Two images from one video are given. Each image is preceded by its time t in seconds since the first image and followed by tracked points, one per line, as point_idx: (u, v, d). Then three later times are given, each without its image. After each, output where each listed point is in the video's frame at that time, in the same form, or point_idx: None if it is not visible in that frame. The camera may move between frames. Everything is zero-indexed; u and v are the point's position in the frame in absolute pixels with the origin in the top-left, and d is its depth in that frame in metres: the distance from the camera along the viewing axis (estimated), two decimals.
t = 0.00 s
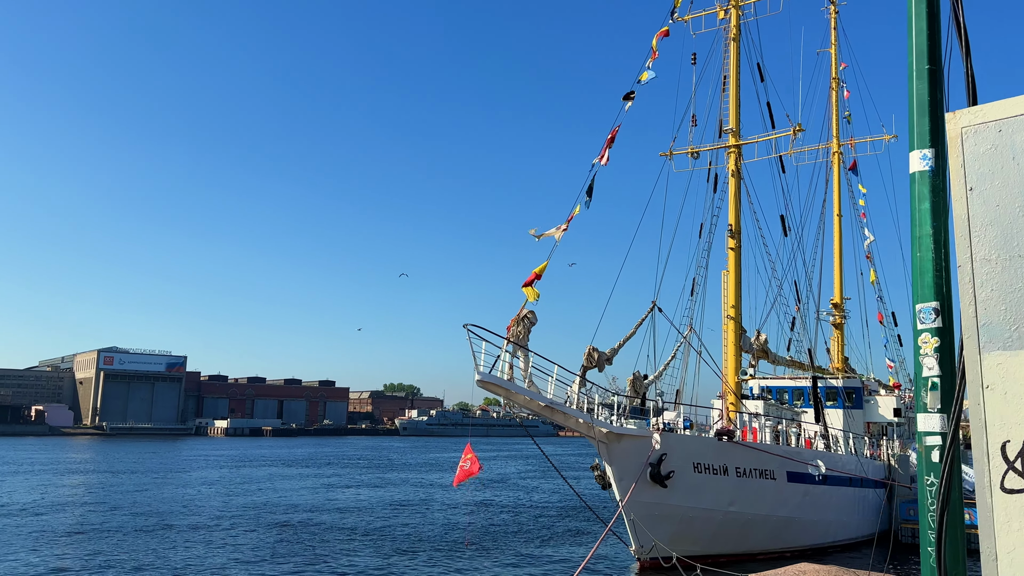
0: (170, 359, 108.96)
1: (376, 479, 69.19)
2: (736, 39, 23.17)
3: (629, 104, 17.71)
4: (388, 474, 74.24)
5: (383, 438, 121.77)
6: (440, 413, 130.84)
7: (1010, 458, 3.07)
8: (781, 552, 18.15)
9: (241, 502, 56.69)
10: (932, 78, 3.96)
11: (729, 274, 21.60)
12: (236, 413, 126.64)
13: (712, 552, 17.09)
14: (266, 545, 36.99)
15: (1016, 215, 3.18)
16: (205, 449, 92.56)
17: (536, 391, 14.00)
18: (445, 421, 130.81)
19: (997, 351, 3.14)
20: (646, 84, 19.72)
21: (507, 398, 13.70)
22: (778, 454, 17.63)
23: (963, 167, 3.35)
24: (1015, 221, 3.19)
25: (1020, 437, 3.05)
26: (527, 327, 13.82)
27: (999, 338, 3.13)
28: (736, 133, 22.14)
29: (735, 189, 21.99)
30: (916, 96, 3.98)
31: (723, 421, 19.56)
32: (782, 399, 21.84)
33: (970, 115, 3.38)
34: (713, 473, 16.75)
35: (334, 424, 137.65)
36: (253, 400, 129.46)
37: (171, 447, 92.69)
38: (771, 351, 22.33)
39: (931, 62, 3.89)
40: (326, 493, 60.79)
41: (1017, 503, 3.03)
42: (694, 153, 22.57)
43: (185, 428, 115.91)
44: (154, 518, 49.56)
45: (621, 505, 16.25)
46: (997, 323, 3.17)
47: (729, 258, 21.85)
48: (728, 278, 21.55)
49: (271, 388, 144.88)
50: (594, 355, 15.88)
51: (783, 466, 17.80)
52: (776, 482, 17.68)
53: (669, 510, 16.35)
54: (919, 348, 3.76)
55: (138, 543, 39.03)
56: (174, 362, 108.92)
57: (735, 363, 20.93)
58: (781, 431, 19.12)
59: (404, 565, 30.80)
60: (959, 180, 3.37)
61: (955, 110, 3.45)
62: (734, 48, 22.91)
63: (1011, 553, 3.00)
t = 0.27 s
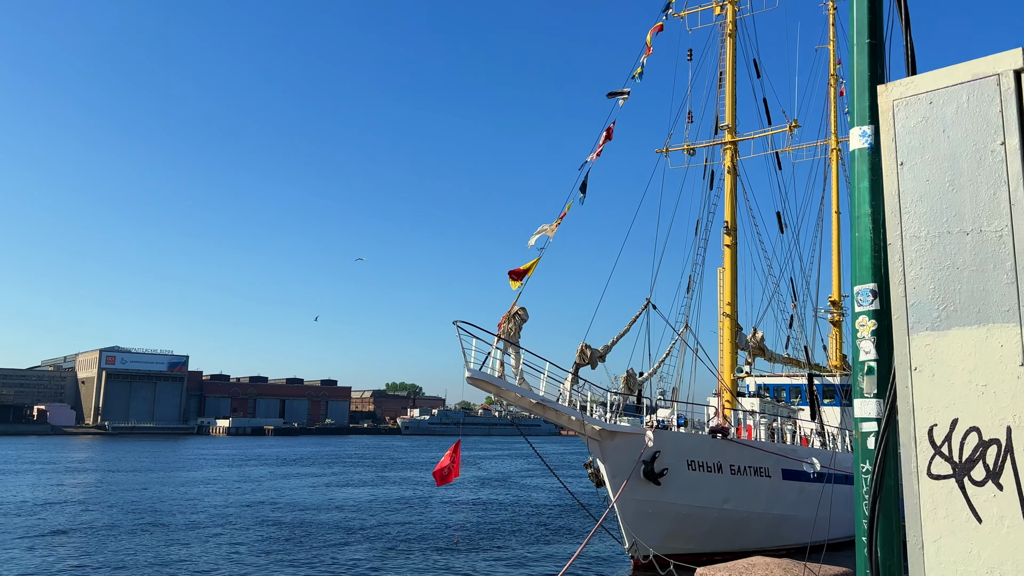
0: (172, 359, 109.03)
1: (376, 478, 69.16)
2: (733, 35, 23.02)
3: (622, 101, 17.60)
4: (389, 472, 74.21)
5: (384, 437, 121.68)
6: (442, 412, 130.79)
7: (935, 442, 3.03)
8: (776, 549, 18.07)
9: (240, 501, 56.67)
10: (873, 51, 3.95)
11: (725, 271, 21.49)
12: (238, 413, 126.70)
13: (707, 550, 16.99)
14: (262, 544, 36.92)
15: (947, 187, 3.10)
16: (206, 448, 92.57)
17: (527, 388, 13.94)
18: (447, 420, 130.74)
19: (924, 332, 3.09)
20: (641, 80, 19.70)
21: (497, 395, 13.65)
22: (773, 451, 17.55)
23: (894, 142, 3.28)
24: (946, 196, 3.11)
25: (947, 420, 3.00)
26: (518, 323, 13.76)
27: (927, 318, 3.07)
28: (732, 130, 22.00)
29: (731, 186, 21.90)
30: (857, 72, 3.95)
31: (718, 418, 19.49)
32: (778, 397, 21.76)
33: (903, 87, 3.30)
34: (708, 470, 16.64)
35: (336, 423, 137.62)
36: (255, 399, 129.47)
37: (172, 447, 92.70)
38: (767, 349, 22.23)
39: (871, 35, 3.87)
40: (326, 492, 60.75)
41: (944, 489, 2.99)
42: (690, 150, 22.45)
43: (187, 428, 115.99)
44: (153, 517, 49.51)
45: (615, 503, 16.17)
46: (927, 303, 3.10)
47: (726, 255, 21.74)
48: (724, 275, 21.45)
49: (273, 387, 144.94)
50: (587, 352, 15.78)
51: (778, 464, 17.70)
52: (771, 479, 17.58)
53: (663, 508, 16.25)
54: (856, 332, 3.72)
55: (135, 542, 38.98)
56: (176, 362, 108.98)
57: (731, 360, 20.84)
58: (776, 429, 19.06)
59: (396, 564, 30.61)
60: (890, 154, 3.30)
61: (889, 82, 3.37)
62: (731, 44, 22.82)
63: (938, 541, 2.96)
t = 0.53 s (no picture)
0: (172, 356, 108.86)
1: (374, 475, 69.07)
2: (726, 30, 22.81)
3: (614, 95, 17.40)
4: (387, 469, 74.12)
5: (384, 434, 121.49)
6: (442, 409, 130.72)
7: (849, 438, 2.71)
8: (767, 547, 18.03)
9: (236, 498, 56.51)
10: (804, 31, 3.97)
11: (718, 268, 21.38)
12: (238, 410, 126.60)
13: (697, 548, 16.91)
14: (256, 541, 36.76)
15: (862, 168, 2.80)
16: (205, 445, 92.50)
17: (516, 384, 13.86)
18: (447, 418, 130.75)
19: (840, 320, 2.77)
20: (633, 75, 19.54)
21: (485, 391, 13.54)
22: (763, 448, 17.53)
23: (813, 122, 2.97)
24: (860, 176, 2.81)
25: (861, 414, 2.68)
26: (506, 320, 13.67)
27: (840, 306, 2.76)
28: (725, 125, 21.88)
29: (724, 182, 21.76)
30: (788, 47, 3.97)
31: (709, 415, 19.38)
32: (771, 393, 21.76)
33: (822, 65, 3.00)
34: (698, 467, 16.59)
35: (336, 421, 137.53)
36: (255, 397, 129.36)
37: (172, 444, 92.65)
38: (760, 345, 22.13)
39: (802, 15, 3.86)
40: (322, 489, 60.63)
41: (857, 485, 2.68)
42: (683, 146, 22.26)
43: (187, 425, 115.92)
44: (147, 514, 49.33)
45: (604, 500, 16.13)
46: (842, 291, 2.78)
47: (718, 251, 21.61)
48: (717, 272, 21.28)
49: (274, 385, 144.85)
50: (576, 348, 15.67)
51: (769, 461, 17.68)
52: (762, 477, 17.55)
53: (653, 505, 16.20)
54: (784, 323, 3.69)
55: (128, 539, 38.80)
56: (175, 359, 108.85)
57: (723, 356, 20.74)
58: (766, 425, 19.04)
59: (382, 562, 30.29)
60: (809, 134, 3.00)
61: (810, 60, 3.07)
62: (724, 40, 22.67)
63: (848, 539, 2.66)
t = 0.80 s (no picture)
0: (165, 353, 108.41)
1: (366, 472, 68.84)
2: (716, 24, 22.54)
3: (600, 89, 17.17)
4: (380, 466, 73.89)
5: (378, 430, 121.31)
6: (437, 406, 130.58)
7: (758, 424, 2.28)
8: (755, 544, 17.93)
9: (226, 495, 56.16)
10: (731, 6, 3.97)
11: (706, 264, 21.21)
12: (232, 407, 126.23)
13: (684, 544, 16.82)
14: (242, 538, 36.46)
15: (768, 141, 2.36)
16: (198, 442, 92.19)
17: (499, 380, 13.77)
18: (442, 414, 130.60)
19: (751, 299, 2.32)
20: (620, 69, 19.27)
21: (467, 387, 13.44)
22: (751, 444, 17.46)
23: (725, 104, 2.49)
24: (765, 145, 2.38)
25: (771, 398, 2.25)
26: (489, 315, 13.56)
27: (751, 286, 2.31)
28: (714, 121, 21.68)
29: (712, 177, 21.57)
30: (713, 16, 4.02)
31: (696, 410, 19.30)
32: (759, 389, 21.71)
33: (738, 33, 2.51)
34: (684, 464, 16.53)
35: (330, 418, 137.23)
36: (249, 393, 128.95)
37: (165, 440, 92.30)
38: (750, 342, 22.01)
39: None
40: (313, 485, 60.33)
41: (765, 474, 2.25)
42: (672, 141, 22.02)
43: (180, 422, 115.55)
44: (135, 510, 48.98)
45: (590, 495, 16.07)
46: (751, 269, 2.34)
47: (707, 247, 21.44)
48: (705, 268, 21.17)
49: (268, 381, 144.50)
50: (562, 344, 15.62)
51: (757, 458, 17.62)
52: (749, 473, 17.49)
53: (639, 501, 16.11)
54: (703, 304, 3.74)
55: (113, 536, 38.45)
56: (168, 356, 108.37)
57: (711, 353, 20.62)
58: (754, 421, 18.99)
59: (360, 560, 29.84)
60: (720, 100, 2.54)
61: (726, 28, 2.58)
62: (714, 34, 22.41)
63: (754, 533, 2.24)
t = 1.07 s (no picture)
0: (152, 350, 107.47)
1: (354, 469, 68.54)
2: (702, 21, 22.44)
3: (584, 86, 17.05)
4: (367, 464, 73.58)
5: (367, 427, 120.88)
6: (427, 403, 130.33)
7: (654, 419, 2.19)
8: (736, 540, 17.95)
9: (211, 492, 55.68)
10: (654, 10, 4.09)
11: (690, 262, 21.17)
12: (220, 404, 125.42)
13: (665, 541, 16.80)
14: (225, 535, 36.11)
15: (666, 126, 2.26)
16: (185, 439, 91.48)
17: (478, 377, 13.68)
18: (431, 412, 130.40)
19: (650, 289, 2.22)
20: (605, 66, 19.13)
21: (446, 384, 13.37)
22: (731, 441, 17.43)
23: (629, 67, 2.38)
24: (661, 129, 2.28)
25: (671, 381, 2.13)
26: (469, 312, 13.45)
27: (652, 272, 2.19)
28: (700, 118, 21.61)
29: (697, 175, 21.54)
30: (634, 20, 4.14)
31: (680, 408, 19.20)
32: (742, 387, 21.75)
33: (641, 6, 2.41)
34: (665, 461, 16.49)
35: (319, 415, 136.64)
36: (237, 390, 128.11)
37: (151, 437, 91.49)
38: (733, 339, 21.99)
39: None
40: (300, 483, 59.96)
41: (659, 474, 2.16)
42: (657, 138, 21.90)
43: (167, 419, 114.68)
44: (117, 508, 48.47)
45: (571, 493, 16.01)
46: (654, 255, 2.23)
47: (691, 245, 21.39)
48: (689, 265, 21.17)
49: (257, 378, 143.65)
50: (543, 341, 15.53)
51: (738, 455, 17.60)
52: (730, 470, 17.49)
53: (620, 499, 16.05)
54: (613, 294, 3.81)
55: (93, 534, 37.98)
56: (155, 353, 107.43)
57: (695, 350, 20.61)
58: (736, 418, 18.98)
59: (324, 558, 29.60)
60: (629, 87, 2.44)
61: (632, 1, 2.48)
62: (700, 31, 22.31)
63: (650, 534, 2.13)
